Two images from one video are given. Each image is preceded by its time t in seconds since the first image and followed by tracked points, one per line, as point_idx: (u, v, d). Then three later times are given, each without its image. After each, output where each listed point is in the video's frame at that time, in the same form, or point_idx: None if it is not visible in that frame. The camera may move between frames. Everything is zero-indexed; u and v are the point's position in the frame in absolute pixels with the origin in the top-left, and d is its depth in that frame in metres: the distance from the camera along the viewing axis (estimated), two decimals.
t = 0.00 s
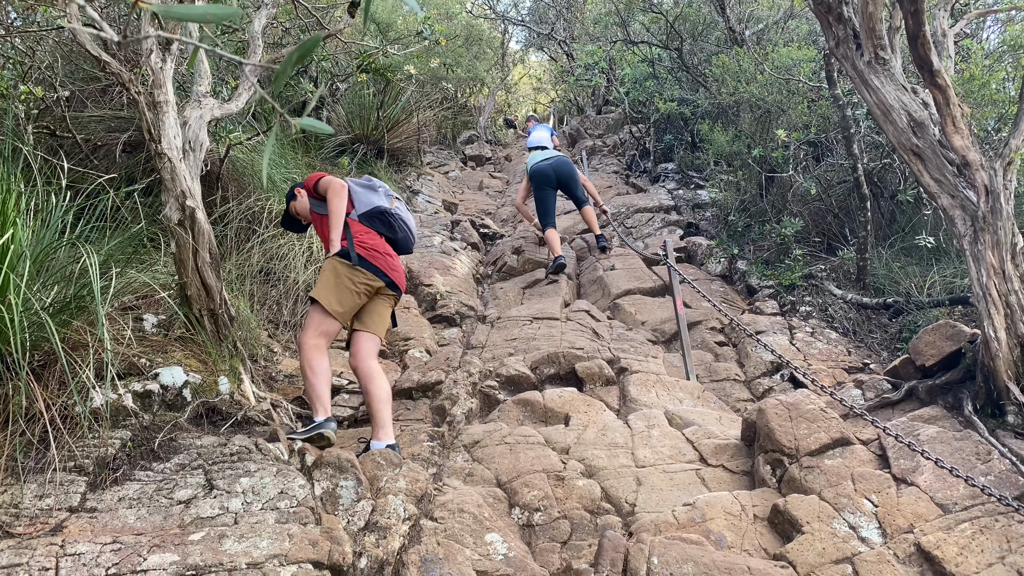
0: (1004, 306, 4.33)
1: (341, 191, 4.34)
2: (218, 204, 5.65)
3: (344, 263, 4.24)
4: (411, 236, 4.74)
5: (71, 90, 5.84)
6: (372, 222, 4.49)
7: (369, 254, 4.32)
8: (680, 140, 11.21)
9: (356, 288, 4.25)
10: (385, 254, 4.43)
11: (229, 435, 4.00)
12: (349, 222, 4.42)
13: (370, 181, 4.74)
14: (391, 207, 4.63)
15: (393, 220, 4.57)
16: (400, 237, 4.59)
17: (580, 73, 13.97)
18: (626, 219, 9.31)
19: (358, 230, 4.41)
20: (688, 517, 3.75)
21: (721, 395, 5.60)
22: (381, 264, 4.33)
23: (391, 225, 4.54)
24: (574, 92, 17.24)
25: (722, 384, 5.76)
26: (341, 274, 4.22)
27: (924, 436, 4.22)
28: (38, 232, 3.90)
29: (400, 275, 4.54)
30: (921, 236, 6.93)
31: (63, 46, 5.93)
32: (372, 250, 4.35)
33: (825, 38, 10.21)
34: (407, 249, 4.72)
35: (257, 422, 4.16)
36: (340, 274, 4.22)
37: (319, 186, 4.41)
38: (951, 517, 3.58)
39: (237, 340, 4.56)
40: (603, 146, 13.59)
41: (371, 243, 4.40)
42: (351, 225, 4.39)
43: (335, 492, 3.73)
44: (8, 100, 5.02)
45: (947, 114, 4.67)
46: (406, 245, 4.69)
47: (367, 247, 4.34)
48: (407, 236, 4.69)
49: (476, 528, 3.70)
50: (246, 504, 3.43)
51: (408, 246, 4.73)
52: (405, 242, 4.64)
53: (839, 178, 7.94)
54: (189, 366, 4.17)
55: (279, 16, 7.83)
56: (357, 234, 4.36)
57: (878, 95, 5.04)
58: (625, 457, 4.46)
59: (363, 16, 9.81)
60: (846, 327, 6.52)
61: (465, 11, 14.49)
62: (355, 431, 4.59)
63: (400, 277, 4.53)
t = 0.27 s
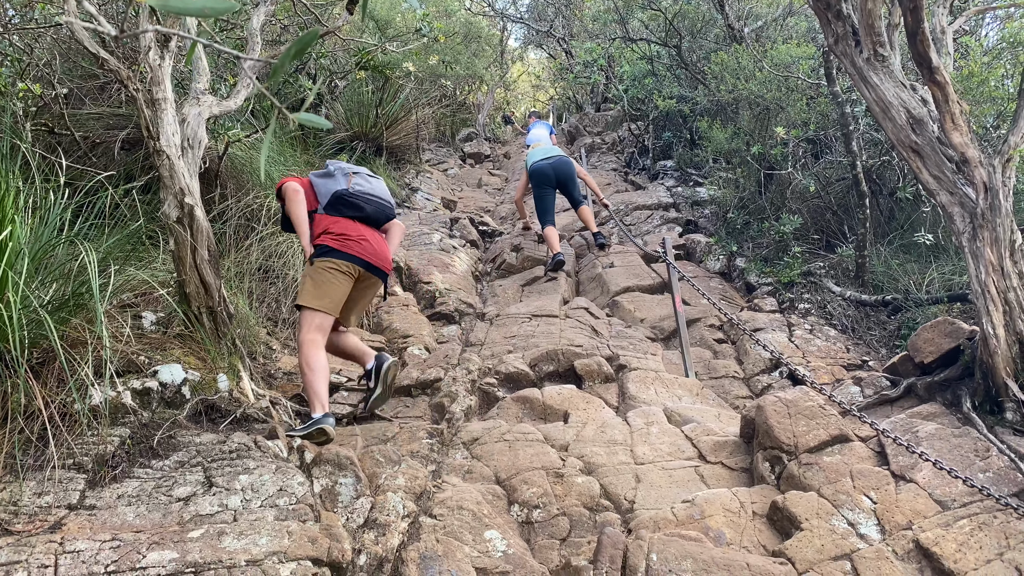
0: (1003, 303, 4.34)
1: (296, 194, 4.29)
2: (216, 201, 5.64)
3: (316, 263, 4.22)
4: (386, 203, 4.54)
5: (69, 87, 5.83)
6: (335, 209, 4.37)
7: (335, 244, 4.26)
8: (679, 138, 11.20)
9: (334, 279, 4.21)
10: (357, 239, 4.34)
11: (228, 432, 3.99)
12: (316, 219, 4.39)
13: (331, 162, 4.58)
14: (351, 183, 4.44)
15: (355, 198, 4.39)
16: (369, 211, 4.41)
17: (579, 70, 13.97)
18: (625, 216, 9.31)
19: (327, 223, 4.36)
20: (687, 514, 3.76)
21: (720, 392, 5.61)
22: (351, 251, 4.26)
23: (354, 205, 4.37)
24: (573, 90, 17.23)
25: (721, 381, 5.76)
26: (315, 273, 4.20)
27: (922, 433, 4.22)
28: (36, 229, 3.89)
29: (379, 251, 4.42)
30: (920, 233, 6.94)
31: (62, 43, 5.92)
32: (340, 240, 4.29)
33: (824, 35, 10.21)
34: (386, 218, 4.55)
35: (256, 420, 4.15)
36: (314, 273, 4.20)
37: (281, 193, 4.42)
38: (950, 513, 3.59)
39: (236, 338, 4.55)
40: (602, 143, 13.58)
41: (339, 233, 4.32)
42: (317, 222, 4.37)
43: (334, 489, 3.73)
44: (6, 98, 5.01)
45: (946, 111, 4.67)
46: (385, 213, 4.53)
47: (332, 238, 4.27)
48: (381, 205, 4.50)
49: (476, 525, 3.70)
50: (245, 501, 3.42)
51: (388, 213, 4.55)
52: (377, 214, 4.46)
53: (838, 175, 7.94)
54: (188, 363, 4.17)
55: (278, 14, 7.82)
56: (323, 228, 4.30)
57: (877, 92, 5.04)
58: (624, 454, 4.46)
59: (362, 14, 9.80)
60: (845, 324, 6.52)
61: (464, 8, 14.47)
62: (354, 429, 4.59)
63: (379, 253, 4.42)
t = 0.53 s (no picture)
0: (1001, 301, 4.35)
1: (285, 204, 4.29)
2: (215, 200, 5.64)
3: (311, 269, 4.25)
4: (376, 200, 4.50)
5: (67, 87, 5.82)
6: (325, 213, 4.38)
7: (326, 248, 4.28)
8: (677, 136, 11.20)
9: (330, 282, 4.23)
10: (349, 241, 4.34)
11: (228, 432, 4.00)
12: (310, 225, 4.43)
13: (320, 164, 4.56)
14: (336, 184, 4.41)
15: (342, 199, 4.36)
16: (358, 211, 4.39)
17: (577, 69, 13.97)
18: (624, 215, 9.31)
19: (319, 229, 4.37)
20: (686, 512, 3.76)
21: (720, 390, 5.61)
22: (342, 255, 4.27)
23: (341, 207, 4.35)
24: (571, 89, 17.23)
25: (720, 380, 5.77)
26: (311, 279, 4.23)
27: (921, 431, 4.22)
28: (35, 229, 3.89)
29: (371, 250, 4.43)
30: (918, 231, 6.95)
31: (60, 42, 5.91)
32: (332, 245, 4.30)
33: (821, 34, 10.22)
34: (377, 214, 4.52)
35: (255, 419, 4.18)
36: (310, 280, 4.23)
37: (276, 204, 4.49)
38: (948, 511, 3.59)
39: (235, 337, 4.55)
40: (601, 142, 13.59)
41: (331, 237, 4.34)
42: (311, 228, 4.41)
43: (334, 488, 3.74)
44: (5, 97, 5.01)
45: (944, 109, 4.68)
46: (375, 210, 4.50)
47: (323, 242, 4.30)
48: (371, 202, 4.47)
49: (475, 524, 3.71)
50: (244, 501, 3.42)
51: (378, 209, 4.52)
52: (366, 213, 4.43)
53: (837, 174, 7.96)
54: (187, 363, 4.17)
55: (276, 13, 7.82)
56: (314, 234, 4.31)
57: (876, 90, 5.04)
58: (623, 453, 4.46)
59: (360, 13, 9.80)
60: (844, 322, 6.53)
61: (462, 7, 14.46)
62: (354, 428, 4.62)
63: (373, 253, 4.42)
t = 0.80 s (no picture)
0: (998, 305, 4.37)
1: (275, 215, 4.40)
2: (213, 205, 5.64)
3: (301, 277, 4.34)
4: (365, 206, 4.55)
5: (66, 92, 5.83)
6: (315, 221, 4.47)
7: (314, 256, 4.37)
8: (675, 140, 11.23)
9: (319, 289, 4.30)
10: (337, 248, 4.41)
11: (226, 437, 4.00)
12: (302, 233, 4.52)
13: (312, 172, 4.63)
14: (325, 193, 4.48)
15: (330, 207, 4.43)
16: (346, 218, 4.44)
17: (575, 73, 14.01)
18: (622, 219, 9.33)
19: (310, 237, 4.46)
20: (685, 517, 3.76)
21: (718, 395, 5.61)
22: (330, 263, 4.34)
23: (329, 215, 4.42)
24: (569, 93, 17.27)
25: (718, 384, 5.77)
26: (301, 287, 4.33)
27: (919, 436, 4.23)
28: (34, 234, 3.89)
29: (362, 256, 4.48)
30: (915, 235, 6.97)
31: (58, 47, 5.92)
32: (320, 253, 4.38)
33: (819, 38, 10.26)
34: (368, 220, 4.56)
35: (253, 424, 4.17)
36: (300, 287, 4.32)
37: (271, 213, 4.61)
38: (947, 515, 3.60)
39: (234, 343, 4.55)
40: (598, 146, 13.62)
41: (320, 245, 4.41)
42: (303, 236, 4.50)
43: (332, 493, 3.74)
44: (3, 102, 5.01)
45: (941, 114, 4.70)
46: (365, 216, 4.55)
47: (312, 251, 4.38)
48: (359, 209, 4.52)
49: (474, 528, 3.71)
50: (243, 506, 3.42)
51: (368, 215, 4.56)
52: (355, 219, 4.48)
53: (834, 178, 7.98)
54: (185, 369, 4.17)
55: (274, 18, 7.83)
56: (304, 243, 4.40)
57: (873, 96, 5.05)
58: (622, 457, 4.46)
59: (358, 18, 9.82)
60: (842, 326, 6.54)
61: (460, 11, 14.50)
62: (353, 434, 4.62)
63: (363, 259, 4.47)
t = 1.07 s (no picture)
0: None
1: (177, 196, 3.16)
2: (104, 185, 4.32)
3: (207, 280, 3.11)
4: (296, 179, 3.27)
5: None
6: (229, 203, 3.20)
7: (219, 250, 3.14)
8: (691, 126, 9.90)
9: (237, 292, 3.10)
10: (254, 239, 3.15)
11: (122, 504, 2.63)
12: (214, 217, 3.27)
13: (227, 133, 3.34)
14: (238, 163, 3.19)
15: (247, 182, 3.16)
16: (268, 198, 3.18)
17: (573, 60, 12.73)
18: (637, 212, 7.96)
19: (219, 223, 3.22)
20: None
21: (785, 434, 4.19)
22: (241, 258, 3.09)
23: (244, 195, 3.16)
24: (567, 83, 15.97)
25: (789, 428, 3.73)
26: (212, 294, 3.09)
27: None
28: None
29: (294, 247, 3.23)
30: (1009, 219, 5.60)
31: None
32: (230, 246, 3.13)
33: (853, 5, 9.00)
34: (301, 199, 3.30)
35: (161, 484, 2.81)
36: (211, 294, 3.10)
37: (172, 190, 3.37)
38: None
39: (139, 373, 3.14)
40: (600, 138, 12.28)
41: (232, 236, 3.16)
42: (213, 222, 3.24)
43: None
44: None
45: None
46: (299, 190, 3.28)
47: (218, 243, 3.15)
48: (289, 183, 3.24)
49: None
50: None
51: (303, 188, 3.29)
52: (281, 199, 3.21)
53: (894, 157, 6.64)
54: (66, 411, 2.79)
55: None
56: (209, 233, 3.17)
57: (999, 39, 3.64)
58: (660, 527, 2.97)
59: None
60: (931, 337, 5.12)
61: None
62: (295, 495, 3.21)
63: (294, 251, 3.22)
